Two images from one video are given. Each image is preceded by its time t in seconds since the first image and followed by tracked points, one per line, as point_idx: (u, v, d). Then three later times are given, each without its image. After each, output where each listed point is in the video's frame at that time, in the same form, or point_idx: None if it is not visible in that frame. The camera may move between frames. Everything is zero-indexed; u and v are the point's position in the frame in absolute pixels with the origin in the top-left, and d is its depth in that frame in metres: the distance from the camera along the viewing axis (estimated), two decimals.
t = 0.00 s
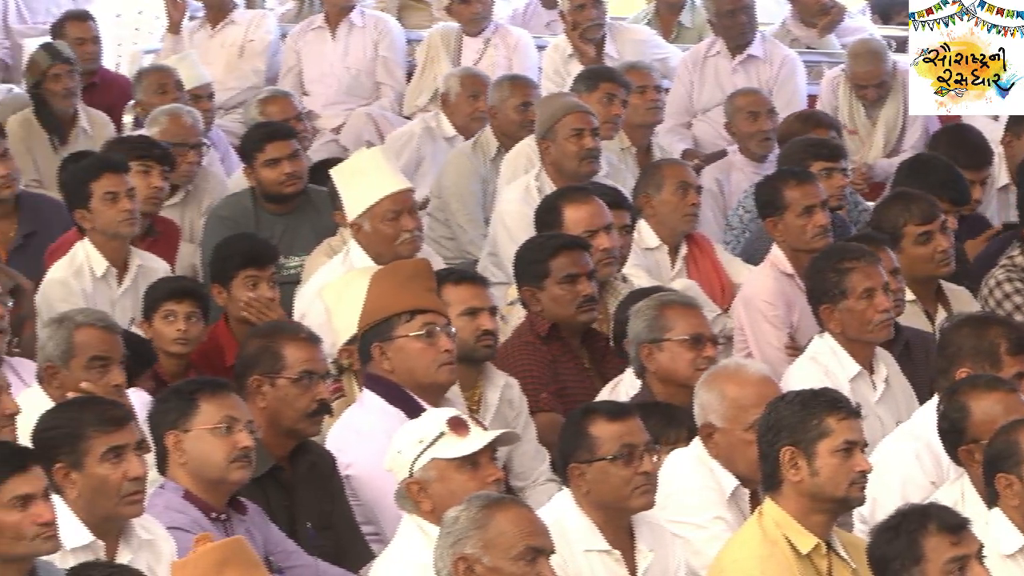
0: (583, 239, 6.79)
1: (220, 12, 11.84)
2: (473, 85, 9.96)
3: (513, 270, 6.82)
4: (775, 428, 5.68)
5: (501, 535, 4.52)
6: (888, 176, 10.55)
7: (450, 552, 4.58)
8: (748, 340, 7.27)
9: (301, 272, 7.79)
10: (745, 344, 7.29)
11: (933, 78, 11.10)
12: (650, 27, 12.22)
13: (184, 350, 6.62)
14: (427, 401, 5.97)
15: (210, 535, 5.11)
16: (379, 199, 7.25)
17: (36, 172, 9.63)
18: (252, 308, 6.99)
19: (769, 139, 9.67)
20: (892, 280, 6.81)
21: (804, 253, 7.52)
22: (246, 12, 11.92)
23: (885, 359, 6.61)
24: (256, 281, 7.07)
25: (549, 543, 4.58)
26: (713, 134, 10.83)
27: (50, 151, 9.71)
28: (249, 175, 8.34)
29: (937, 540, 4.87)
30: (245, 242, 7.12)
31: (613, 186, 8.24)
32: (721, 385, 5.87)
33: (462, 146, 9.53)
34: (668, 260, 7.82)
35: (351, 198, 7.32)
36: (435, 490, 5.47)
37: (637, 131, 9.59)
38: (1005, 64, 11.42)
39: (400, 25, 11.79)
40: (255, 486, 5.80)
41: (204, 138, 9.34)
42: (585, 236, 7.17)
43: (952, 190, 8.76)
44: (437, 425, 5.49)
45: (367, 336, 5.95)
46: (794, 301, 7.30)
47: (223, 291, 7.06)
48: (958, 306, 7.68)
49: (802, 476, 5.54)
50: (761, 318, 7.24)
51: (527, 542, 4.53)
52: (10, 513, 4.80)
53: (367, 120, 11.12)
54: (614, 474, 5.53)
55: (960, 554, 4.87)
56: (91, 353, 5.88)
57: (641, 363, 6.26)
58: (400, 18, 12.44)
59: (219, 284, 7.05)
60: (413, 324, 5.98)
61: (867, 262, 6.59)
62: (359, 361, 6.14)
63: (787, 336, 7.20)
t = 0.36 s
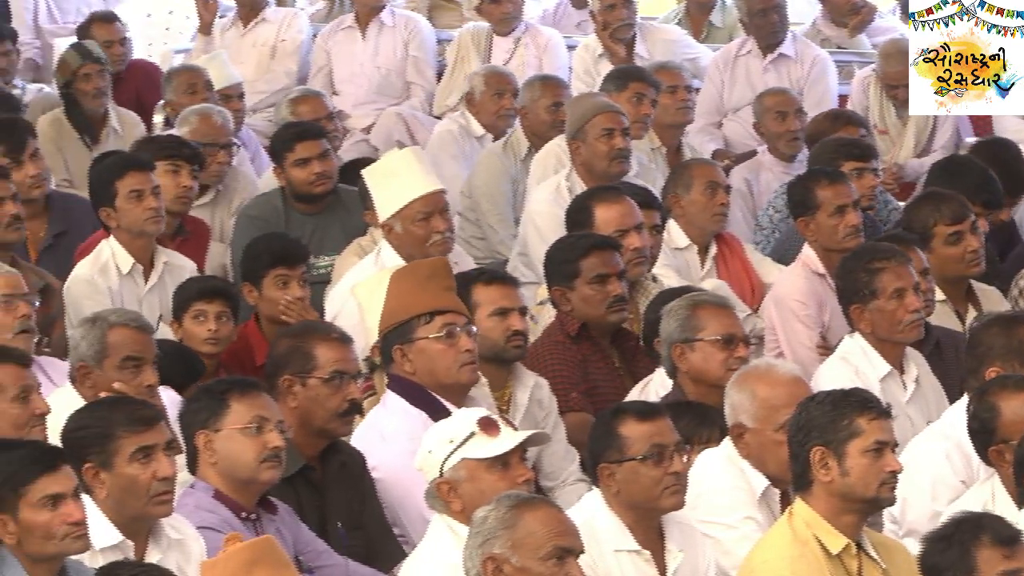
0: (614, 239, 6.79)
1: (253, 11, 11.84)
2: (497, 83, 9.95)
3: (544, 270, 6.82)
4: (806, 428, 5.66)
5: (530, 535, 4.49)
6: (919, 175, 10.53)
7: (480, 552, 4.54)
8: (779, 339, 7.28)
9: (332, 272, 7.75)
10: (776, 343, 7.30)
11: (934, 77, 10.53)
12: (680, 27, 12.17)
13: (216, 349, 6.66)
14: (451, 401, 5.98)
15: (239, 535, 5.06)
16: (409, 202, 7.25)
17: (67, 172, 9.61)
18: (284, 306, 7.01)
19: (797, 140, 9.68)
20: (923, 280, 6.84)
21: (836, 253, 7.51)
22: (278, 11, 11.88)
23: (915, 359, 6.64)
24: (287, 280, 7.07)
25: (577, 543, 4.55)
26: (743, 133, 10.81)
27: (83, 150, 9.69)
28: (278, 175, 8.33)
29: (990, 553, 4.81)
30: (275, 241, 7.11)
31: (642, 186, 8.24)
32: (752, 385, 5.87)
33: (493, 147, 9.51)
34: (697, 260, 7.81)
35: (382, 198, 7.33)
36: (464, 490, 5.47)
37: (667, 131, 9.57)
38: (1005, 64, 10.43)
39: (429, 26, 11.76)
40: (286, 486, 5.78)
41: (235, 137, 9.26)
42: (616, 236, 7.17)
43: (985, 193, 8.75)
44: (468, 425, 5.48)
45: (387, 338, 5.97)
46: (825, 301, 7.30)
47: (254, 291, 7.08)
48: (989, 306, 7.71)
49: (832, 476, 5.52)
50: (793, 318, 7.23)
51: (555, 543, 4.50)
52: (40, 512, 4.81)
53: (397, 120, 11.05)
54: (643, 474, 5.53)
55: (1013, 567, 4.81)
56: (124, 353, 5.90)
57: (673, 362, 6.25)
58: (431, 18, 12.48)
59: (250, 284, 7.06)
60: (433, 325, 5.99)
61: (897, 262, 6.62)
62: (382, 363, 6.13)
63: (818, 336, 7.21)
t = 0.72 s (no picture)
0: (635, 239, 6.78)
1: (272, 11, 11.78)
2: (516, 83, 9.97)
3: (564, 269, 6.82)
4: (826, 428, 5.65)
5: (540, 531, 4.42)
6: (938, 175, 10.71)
7: (491, 550, 4.49)
8: (798, 340, 7.32)
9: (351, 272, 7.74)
10: (796, 343, 7.34)
11: (934, 77, 11.00)
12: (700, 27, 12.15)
13: (249, 348, 6.51)
14: (473, 405, 5.93)
15: (257, 535, 5.04)
16: (429, 199, 7.25)
17: (87, 171, 9.60)
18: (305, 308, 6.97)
19: (816, 139, 9.67)
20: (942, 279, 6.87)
21: (854, 253, 7.53)
22: (298, 11, 11.85)
23: (935, 360, 6.66)
24: (308, 280, 7.02)
25: (589, 539, 4.47)
26: (762, 134, 10.82)
27: (102, 151, 9.71)
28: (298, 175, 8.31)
29: None
30: (298, 241, 7.09)
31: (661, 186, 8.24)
32: (772, 385, 5.86)
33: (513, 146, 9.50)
34: (717, 260, 7.83)
35: (403, 197, 7.31)
36: (484, 489, 5.47)
37: (687, 131, 9.56)
38: (1005, 64, 11.13)
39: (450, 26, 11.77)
40: (304, 483, 5.75)
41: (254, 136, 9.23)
42: (636, 235, 7.17)
43: (1006, 194, 8.75)
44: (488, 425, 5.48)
45: (414, 338, 5.92)
46: (845, 301, 7.35)
47: (275, 287, 7.06)
48: (1008, 306, 7.73)
49: (852, 476, 5.51)
50: (813, 318, 7.29)
51: (566, 539, 4.43)
52: (59, 512, 4.81)
53: (417, 119, 11.08)
54: (662, 474, 5.53)
55: None
56: (145, 354, 5.93)
57: (693, 363, 6.26)
58: (452, 18, 12.52)
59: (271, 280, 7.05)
60: (461, 331, 5.93)
61: (918, 263, 6.63)
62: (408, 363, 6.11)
63: (837, 335, 7.26)
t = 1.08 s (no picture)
0: (659, 239, 6.78)
1: (295, 12, 11.75)
2: (544, 88, 9.90)
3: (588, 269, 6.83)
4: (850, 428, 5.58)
5: (550, 527, 4.49)
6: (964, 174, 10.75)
7: (500, 547, 4.55)
8: (822, 340, 7.34)
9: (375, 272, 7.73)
10: (820, 344, 7.36)
11: (934, 77, 10.88)
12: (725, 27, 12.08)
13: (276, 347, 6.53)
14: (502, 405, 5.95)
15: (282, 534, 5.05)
16: (457, 198, 7.24)
17: (111, 171, 9.67)
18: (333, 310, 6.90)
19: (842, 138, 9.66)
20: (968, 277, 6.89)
21: (879, 253, 7.53)
22: (322, 11, 11.83)
23: (959, 360, 6.67)
24: (342, 285, 6.97)
25: (599, 532, 4.53)
26: (788, 133, 10.80)
27: (125, 151, 9.75)
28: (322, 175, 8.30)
29: None
30: (333, 243, 7.02)
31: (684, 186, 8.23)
32: (796, 385, 5.86)
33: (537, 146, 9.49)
34: (742, 260, 7.82)
35: (428, 196, 7.32)
36: (508, 489, 5.47)
37: (711, 131, 9.54)
38: (1005, 64, 10.54)
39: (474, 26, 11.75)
40: (328, 482, 5.73)
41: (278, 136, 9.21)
42: (660, 235, 7.18)
43: None
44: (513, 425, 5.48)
45: (448, 336, 5.94)
46: (869, 301, 7.37)
47: (307, 288, 7.00)
48: None
49: (876, 476, 5.47)
50: (837, 318, 7.31)
51: (577, 533, 4.49)
52: (83, 512, 4.81)
53: (441, 119, 11.03)
54: (686, 474, 5.51)
55: None
56: (172, 356, 5.93)
57: (717, 363, 6.25)
58: (475, 17, 12.51)
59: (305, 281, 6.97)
60: (496, 330, 5.95)
61: (942, 263, 6.64)
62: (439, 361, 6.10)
63: (861, 335, 7.28)
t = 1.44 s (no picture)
0: (687, 238, 6.80)
1: (324, 12, 11.72)
2: (573, 92, 9.90)
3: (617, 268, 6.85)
4: (878, 429, 5.53)
5: (569, 526, 4.53)
6: (991, 175, 10.73)
7: (520, 547, 4.60)
8: (851, 339, 7.39)
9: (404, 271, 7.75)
10: (848, 343, 7.40)
11: (934, 77, 10.23)
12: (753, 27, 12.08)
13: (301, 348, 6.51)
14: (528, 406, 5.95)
15: (308, 534, 5.02)
16: (487, 196, 7.25)
17: (140, 171, 9.64)
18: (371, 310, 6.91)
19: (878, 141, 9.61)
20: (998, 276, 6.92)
21: (908, 253, 7.55)
22: (351, 12, 11.78)
23: (988, 360, 6.68)
24: (375, 287, 6.98)
25: (618, 531, 4.57)
26: (817, 133, 10.84)
27: (155, 151, 9.74)
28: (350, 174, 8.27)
29: None
30: (366, 245, 7.02)
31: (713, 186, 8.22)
32: (824, 385, 5.85)
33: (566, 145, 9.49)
34: (770, 260, 7.82)
35: (458, 194, 7.33)
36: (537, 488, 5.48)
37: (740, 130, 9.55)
38: (1006, 64, 10.01)
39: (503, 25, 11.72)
40: (361, 479, 5.73)
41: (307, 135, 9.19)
42: (689, 235, 7.19)
43: None
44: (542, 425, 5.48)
45: (475, 339, 5.93)
46: (897, 301, 7.42)
47: (338, 291, 6.99)
48: None
49: (904, 476, 5.41)
50: (865, 318, 7.35)
51: (596, 532, 4.53)
52: (112, 511, 4.81)
53: (470, 119, 11.07)
54: (716, 474, 5.46)
55: None
56: (206, 368, 5.90)
57: (745, 362, 6.25)
58: (505, 17, 12.42)
59: (337, 285, 6.97)
60: (522, 332, 5.93)
61: (972, 263, 6.66)
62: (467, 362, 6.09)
63: (890, 336, 7.33)
